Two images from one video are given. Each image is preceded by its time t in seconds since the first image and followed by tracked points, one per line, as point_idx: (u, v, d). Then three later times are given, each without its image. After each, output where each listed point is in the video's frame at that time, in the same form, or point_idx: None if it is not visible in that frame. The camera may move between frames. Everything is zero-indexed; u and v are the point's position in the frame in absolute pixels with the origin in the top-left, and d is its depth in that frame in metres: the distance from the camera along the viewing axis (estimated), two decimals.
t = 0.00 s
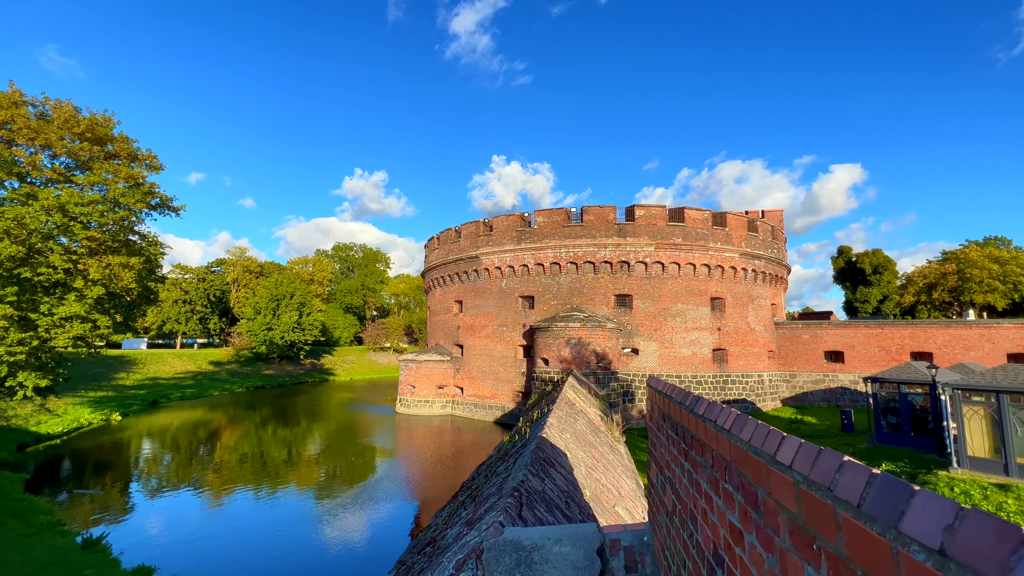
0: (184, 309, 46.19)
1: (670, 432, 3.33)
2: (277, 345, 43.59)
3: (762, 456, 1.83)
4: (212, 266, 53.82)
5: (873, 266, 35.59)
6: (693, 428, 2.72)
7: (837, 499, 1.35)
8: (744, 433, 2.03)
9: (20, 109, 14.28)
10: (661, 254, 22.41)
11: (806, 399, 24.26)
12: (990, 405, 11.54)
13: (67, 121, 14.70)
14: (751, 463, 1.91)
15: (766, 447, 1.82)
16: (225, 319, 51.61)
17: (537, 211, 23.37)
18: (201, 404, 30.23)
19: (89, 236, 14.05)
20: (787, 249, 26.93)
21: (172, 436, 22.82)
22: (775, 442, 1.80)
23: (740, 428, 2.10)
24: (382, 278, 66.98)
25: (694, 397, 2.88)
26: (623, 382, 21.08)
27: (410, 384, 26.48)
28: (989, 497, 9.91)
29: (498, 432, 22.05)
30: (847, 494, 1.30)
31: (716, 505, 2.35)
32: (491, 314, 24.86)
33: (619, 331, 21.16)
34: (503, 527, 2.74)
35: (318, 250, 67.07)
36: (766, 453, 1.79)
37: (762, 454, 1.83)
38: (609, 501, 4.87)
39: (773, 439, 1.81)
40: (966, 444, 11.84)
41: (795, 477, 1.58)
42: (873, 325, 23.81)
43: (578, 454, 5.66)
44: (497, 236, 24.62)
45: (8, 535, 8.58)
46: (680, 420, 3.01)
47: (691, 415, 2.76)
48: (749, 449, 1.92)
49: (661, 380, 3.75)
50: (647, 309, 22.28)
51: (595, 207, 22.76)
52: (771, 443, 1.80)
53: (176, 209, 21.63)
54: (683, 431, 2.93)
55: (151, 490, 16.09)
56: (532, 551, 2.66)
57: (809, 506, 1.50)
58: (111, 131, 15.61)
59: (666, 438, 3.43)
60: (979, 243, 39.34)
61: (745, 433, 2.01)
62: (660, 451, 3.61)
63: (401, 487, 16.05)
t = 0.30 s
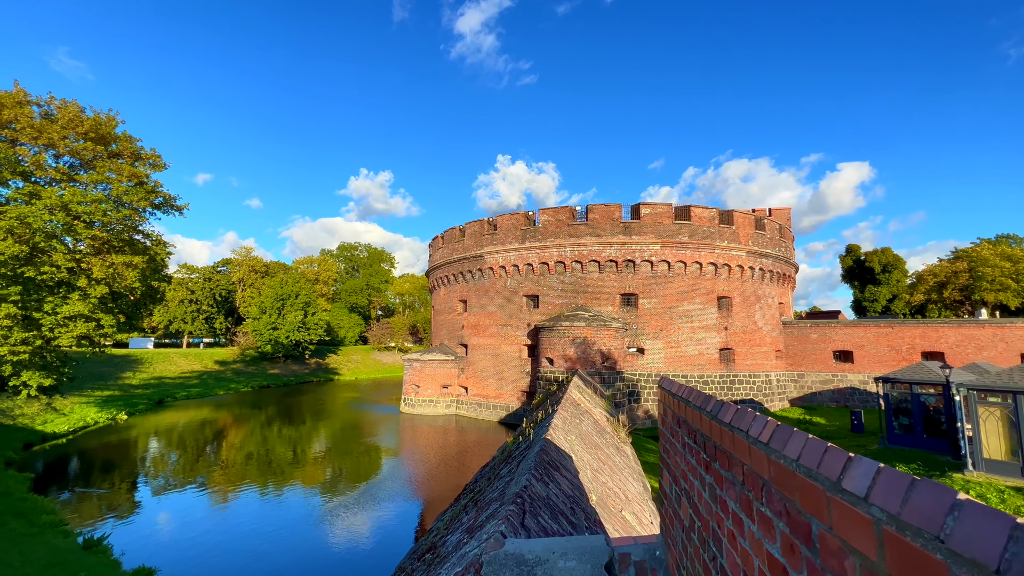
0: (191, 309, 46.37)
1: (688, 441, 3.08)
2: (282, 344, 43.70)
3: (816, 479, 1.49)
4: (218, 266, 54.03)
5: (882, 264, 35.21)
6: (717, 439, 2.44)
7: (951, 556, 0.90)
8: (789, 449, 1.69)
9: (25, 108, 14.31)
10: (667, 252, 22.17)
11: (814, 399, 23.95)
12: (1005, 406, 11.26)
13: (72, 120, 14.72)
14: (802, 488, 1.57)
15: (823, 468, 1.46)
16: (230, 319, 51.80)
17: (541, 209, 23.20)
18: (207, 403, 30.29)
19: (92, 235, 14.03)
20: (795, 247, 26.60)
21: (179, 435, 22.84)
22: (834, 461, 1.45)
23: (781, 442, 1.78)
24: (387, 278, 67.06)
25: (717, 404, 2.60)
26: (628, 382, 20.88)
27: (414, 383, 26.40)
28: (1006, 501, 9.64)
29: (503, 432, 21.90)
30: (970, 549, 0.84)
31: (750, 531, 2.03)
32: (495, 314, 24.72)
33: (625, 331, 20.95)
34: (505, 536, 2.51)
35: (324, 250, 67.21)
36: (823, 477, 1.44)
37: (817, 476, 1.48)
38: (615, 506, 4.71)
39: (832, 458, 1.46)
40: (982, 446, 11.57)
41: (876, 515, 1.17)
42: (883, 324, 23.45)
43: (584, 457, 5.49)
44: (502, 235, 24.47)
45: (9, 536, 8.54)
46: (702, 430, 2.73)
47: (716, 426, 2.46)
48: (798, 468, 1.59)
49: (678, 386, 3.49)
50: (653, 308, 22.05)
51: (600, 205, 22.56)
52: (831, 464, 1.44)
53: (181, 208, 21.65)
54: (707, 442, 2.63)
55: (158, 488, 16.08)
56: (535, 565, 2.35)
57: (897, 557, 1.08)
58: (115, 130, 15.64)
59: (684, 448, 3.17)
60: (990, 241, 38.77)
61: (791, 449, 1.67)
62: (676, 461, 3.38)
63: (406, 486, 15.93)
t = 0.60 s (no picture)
0: (196, 308, 46.51)
1: (711, 449, 2.92)
2: (286, 343, 43.77)
3: (907, 518, 1.26)
4: (223, 265, 54.22)
5: (891, 263, 34.83)
6: (752, 450, 2.25)
7: None
8: (859, 475, 1.48)
9: (29, 107, 14.34)
10: (673, 251, 21.95)
11: (822, 399, 23.67)
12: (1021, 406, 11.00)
13: (75, 119, 14.76)
14: (882, 525, 1.36)
15: (918, 505, 1.22)
16: (236, 318, 51.96)
17: (545, 208, 23.05)
18: (212, 402, 30.35)
19: (94, 234, 14.04)
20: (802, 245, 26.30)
21: (185, 434, 22.87)
22: (933, 497, 1.20)
23: (844, 465, 1.58)
24: (391, 277, 67.12)
25: (747, 411, 2.42)
26: (633, 381, 20.71)
27: (418, 382, 26.34)
28: None
29: (507, 432, 21.78)
30: None
31: (800, 561, 1.84)
32: (499, 313, 24.60)
33: (630, 330, 20.77)
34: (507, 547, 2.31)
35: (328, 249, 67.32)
36: (920, 517, 1.19)
37: (909, 515, 1.24)
38: (623, 510, 4.55)
39: (929, 494, 1.21)
40: (997, 447, 11.31)
41: None
42: (893, 323, 23.12)
43: (590, 458, 5.36)
44: (506, 234, 24.34)
45: (10, 535, 8.50)
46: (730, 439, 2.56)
47: (750, 437, 2.28)
48: (877, 501, 1.38)
49: (696, 388, 3.32)
50: (659, 307, 21.85)
51: (605, 203, 22.36)
52: (928, 501, 1.19)
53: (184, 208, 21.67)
54: (738, 453, 2.45)
55: (164, 486, 16.08)
56: None
57: None
58: (118, 129, 15.68)
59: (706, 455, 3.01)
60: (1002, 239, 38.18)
61: (865, 475, 1.45)
62: (692, 471, 3.26)
63: (411, 486, 15.82)
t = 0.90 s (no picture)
0: (201, 306, 46.67)
1: (734, 459, 2.67)
2: (291, 342, 43.86)
3: None
4: (228, 264, 54.40)
5: (899, 261, 34.52)
6: (791, 464, 1.93)
7: None
8: (958, 509, 1.06)
9: (31, 105, 14.33)
10: (678, 248, 21.74)
11: (829, 398, 23.41)
12: None
13: (78, 117, 14.76)
14: None
15: None
16: (240, 316, 52.13)
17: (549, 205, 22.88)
18: (217, 400, 30.43)
19: (97, 232, 14.06)
20: (809, 243, 26.01)
21: (191, 432, 22.91)
22: None
23: (931, 494, 1.17)
24: (395, 275, 67.17)
25: (782, 418, 2.11)
26: (638, 380, 20.54)
27: (421, 381, 26.29)
28: None
29: (510, 431, 21.66)
30: None
31: None
32: (503, 311, 24.47)
33: (634, 328, 20.60)
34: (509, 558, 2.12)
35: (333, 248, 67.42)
36: None
37: None
38: (629, 513, 4.40)
39: None
40: (1011, 448, 11.06)
41: None
42: (902, 321, 22.83)
43: (595, 460, 5.22)
44: (509, 231, 24.20)
45: (10, 534, 8.49)
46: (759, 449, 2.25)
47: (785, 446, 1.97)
48: (995, 552, 0.95)
49: (720, 392, 3.03)
50: (664, 305, 21.66)
51: (609, 200, 22.18)
52: None
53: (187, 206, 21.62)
54: (770, 465, 2.14)
55: (170, 483, 16.08)
56: None
57: None
58: (121, 127, 15.69)
59: (730, 465, 2.72)
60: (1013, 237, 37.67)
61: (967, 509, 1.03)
62: (713, 480, 3.03)
63: (415, 484, 15.75)
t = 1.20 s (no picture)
0: (205, 304, 46.78)
1: (762, 468, 2.41)
2: (294, 339, 43.92)
3: None
4: (232, 261, 54.50)
5: (906, 258, 34.31)
6: (839, 478, 1.64)
7: None
8: None
9: (32, 101, 14.36)
10: (682, 245, 21.53)
11: (836, 396, 23.18)
12: None
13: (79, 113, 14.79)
14: None
15: None
16: (244, 313, 52.25)
17: (553, 202, 22.70)
18: (221, 397, 30.50)
19: (98, 229, 14.05)
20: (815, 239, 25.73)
21: (196, 428, 22.95)
22: None
23: None
24: (399, 273, 67.19)
25: (826, 423, 1.79)
26: (641, 377, 20.41)
27: (424, 378, 26.25)
28: None
29: (513, 428, 21.56)
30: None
31: None
32: (506, 308, 24.34)
33: (638, 325, 20.45)
34: (510, 565, 1.98)
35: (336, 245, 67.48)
36: None
37: None
38: (635, 515, 4.26)
39: None
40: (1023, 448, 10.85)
41: None
42: (909, 319, 22.55)
43: (599, 459, 5.08)
44: (512, 228, 24.05)
45: (11, 532, 8.45)
46: (797, 459, 1.97)
47: (832, 457, 1.68)
48: None
49: (746, 392, 2.75)
50: (668, 302, 21.47)
51: (613, 197, 21.98)
52: None
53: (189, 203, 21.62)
54: (811, 479, 1.85)
55: (176, 480, 16.10)
56: None
57: None
58: (123, 124, 15.73)
59: (758, 473, 2.45)
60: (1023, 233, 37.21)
61: None
62: (737, 490, 2.77)
63: (418, 481, 15.70)
